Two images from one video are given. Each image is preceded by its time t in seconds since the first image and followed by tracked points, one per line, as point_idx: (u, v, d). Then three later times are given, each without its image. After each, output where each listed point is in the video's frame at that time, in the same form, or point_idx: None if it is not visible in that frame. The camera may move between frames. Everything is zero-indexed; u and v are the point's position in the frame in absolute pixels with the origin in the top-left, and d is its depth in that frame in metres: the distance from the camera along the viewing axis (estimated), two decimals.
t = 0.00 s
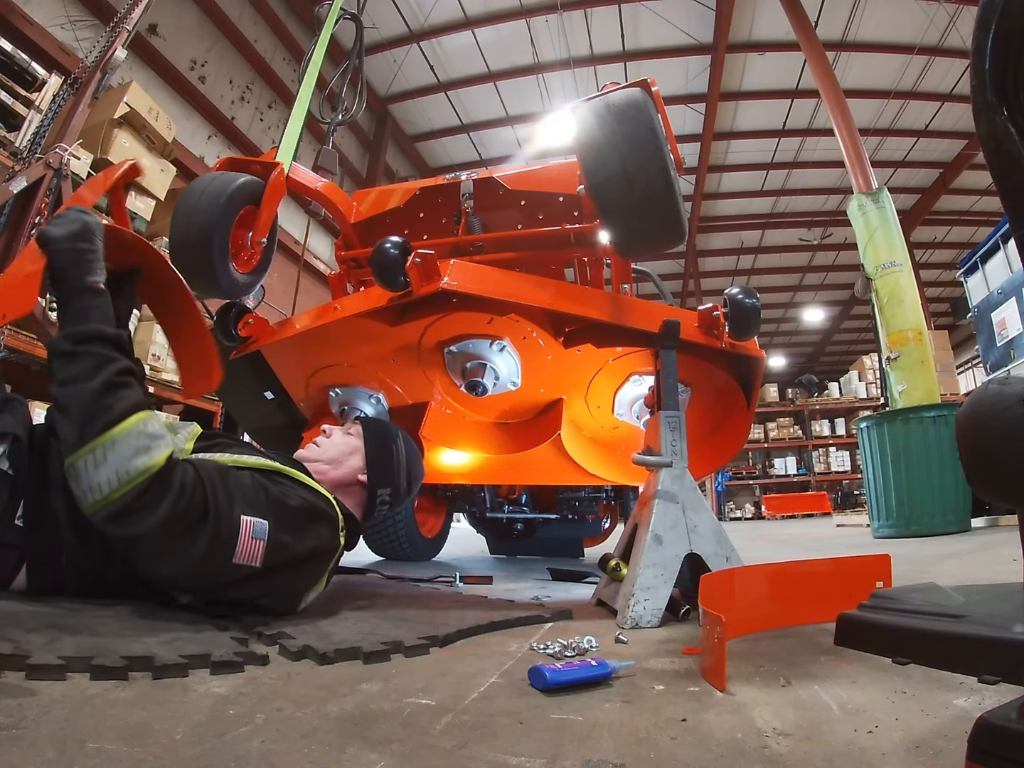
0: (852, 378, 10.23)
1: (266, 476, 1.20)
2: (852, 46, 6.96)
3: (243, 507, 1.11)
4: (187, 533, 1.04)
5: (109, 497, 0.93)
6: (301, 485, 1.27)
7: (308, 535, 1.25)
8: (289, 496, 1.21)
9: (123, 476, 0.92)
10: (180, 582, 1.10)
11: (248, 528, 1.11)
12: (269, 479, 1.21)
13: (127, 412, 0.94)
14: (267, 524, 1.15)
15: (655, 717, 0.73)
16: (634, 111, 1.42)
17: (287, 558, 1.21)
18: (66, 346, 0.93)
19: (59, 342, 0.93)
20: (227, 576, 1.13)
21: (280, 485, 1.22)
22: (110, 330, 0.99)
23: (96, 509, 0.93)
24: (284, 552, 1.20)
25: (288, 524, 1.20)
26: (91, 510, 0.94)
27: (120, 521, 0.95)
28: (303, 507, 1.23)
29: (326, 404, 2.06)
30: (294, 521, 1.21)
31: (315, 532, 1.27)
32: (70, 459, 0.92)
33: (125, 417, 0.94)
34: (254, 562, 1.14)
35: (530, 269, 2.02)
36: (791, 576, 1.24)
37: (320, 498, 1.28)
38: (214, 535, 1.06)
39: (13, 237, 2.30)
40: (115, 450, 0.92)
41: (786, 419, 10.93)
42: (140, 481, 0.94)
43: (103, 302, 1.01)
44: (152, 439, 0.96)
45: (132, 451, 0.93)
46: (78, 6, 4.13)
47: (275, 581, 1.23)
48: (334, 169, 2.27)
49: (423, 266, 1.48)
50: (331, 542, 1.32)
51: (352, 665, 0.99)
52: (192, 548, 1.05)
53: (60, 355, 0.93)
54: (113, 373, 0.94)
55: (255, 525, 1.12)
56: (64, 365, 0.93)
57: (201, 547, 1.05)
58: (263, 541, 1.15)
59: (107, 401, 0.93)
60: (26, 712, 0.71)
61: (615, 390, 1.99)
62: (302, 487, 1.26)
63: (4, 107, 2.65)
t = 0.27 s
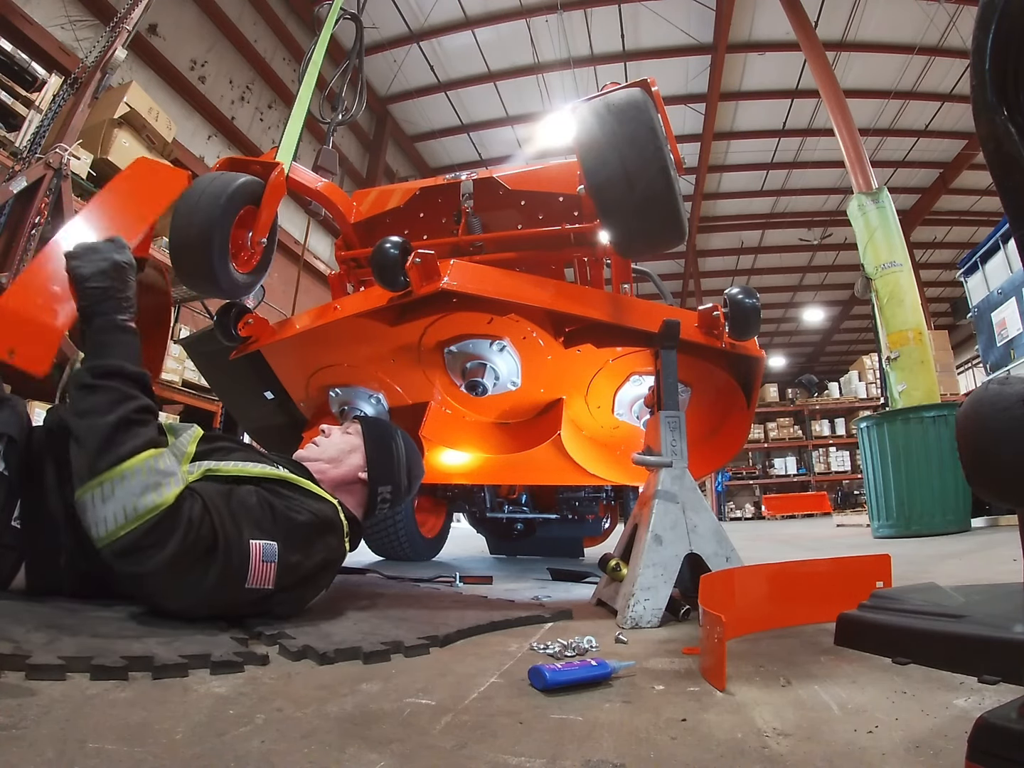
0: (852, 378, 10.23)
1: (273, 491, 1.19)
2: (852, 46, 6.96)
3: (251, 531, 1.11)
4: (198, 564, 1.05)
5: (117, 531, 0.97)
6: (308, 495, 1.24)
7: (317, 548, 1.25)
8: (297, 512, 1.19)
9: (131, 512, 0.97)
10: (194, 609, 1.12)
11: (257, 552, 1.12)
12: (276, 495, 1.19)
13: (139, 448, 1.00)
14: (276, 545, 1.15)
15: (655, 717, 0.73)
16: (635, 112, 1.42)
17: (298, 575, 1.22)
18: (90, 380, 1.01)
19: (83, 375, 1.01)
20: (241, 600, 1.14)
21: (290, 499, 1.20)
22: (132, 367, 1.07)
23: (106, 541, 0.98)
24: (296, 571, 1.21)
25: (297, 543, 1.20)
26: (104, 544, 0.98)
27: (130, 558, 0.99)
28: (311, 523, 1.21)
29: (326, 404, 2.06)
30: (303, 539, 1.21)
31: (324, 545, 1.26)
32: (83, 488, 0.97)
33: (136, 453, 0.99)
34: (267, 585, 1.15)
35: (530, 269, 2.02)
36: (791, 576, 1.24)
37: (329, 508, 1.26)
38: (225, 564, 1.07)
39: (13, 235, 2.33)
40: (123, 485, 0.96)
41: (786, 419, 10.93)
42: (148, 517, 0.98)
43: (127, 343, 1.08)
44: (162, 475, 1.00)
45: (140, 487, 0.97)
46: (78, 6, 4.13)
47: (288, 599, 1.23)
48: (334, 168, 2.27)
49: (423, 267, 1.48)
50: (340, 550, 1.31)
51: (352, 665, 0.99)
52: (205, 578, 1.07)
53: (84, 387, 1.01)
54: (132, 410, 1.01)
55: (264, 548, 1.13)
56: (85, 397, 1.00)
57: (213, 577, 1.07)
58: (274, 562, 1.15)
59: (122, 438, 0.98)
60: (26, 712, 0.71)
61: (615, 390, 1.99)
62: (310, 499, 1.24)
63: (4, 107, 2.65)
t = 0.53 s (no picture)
0: (852, 378, 10.23)
1: (272, 486, 1.20)
2: (852, 45, 6.96)
3: (251, 523, 1.11)
4: (196, 551, 1.04)
5: (117, 518, 0.96)
6: (308, 494, 1.26)
7: (316, 545, 1.25)
8: (296, 506, 1.20)
9: (130, 497, 0.96)
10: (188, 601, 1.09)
11: (257, 543, 1.11)
12: (276, 490, 1.20)
13: (142, 437, 1.01)
14: (275, 538, 1.15)
15: (655, 717, 0.73)
16: (635, 111, 1.42)
17: (297, 569, 1.21)
18: (95, 376, 1.04)
19: (90, 372, 1.05)
20: (238, 591, 1.12)
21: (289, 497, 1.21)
22: (139, 365, 1.13)
23: (106, 528, 0.97)
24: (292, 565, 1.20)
25: (296, 537, 1.20)
26: (103, 530, 0.97)
27: (128, 545, 0.98)
28: (310, 518, 1.22)
29: (326, 404, 2.05)
30: (302, 532, 1.21)
31: (323, 541, 1.27)
32: (84, 478, 0.98)
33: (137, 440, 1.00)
34: (265, 577, 1.14)
35: (530, 269, 2.02)
36: (791, 576, 1.24)
37: (327, 505, 1.27)
38: (224, 552, 1.06)
39: (14, 235, 2.32)
40: (125, 470, 0.97)
41: (786, 419, 10.93)
42: (148, 502, 0.97)
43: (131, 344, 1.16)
44: (163, 464, 1.01)
45: (140, 473, 0.98)
46: (78, 7, 4.13)
47: (285, 593, 1.23)
48: (334, 169, 2.27)
49: (423, 266, 1.48)
50: (338, 549, 1.31)
51: (352, 664, 0.99)
52: (202, 565, 1.05)
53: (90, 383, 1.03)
54: (136, 401, 1.04)
55: (263, 539, 1.12)
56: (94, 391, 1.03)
57: (211, 565, 1.05)
58: (273, 554, 1.15)
59: (125, 425, 1.01)
60: (26, 711, 0.71)
61: (615, 390, 1.99)
62: (309, 497, 1.25)
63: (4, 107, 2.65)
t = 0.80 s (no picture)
0: (852, 378, 10.23)
1: (273, 487, 1.19)
2: (852, 45, 6.96)
3: (253, 523, 1.11)
4: (198, 551, 1.04)
5: (121, 519, 0.97)
6: (309, 495, 1.25)
7: (317, 544, 1.25)
8: (297, 507, 1.20)
9: (131, 498, 0.97)
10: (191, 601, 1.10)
11: (259, 543, 1.11)
12: (277, 490, 1.19)
13: (140, 437, 1.01)
14: (277, 538, 1.15)
15: (655, 717, 0.73)
16: (635, 111, 1.42)
17: (298, 568, 1.21)
18: (92, 379, 1.05)
19: (86, 375, 1.05)
20: (240, 592, 1.12)
21: (291, 497, 1.21)
22: (134, 366, 1.13)
23: (107, 531, 0.98)
24: (294, 564, 1.20)
25: (298, 538, 1.19)
26: (105, 533, 0.98)
27: (133, 545, 0.98)
28: (312, 518, 1.22)
29: (326, 404, 2.05)
30: (303, 532, 1.20)
31: (325, 541, 1.26)
32: (85, 480, 0.99)
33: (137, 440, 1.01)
34: (267, 577, 1.14)
35: (530, 269, 2.02)
36: (791, 576, 1.24)
37: (329, 505, 1.27)
38: (226, 553, 1.06)
39: (14, 235, 2.32)
40: (125, 472, 0.97)
41: (786, 419, 10.93)
42: (149, 503, 0.98)
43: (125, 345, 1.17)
44: (163, 463, 1.01)
45: (141, 474, 0.98)
46: (78, 6, 4.13)
47: (288, 593, 1.23)
48: (334, 169, 2.27)
49: (423, 267, 1.48)
50: (340, 549, 1.31)
51: (352, 664, 0.99)
52: (204, 565, 1.05)
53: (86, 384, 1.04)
54: (132, 402, 1.05)
55: (265, 539, 1.12)
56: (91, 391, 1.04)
57: (213, 565, 1.06)
58: (275, 554, 1.14)
59: (123, 426, 1.01)
60: (26, 712, 0.71)
61: (615, 390, 1.99)
62: (310, 497, 1.24)
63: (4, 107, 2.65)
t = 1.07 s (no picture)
0: (852, 378, 10.23)
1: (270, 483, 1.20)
2: (852, 46, 6.96)
3: (252, 518, 1.11)
4: (196, 543, 1.04)
5: (114, 508, 0.96)
6: (310, 495, 1.25)
7: (318, 541, 1.25)
8: (297, 502, 1.20)
9: (124, 487, 0.96)
10: (188, 598, 1.08)
11: (258, 538, 1.11)
12: (275, 486, 1.20)
13: (130, 430, 1.01)
14: (276, 532, 1.15)
15: (655, 717, 0.73)
16: (635, 111, 1.42)
17: (299, 564, 1.21)
18: (80, 382, 1.02)
19: (72, 380, 1.02)
20: (240, 589, 1.12)
21: (289, 493, 1.21)
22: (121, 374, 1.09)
23: (102, 526, 0.97)
24: (294, 561, 1.20)
25: (298, 535, 1.19)
26: (99, 528, 0.97)
27: (127, 538, 0.97)
28: (312, 515, 1.21)
29: (326, 404, 2.05)
30: (303, 526, 1.20)
31: (325, 540, 1.26)
32: (78, 478, 0.98)
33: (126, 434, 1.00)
34: (266, 572, 1.14)
35: (530, 269, 2.02)
36: (791, 576, 1.24)
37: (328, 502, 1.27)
38: (223, 545, 1.06)
39: (13, 235, 2.33)
40: (116, 463, 0.96)
41: (786, 419, 10.93)
42: (141, 492, 0.97)
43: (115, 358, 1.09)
44: (153, 454, 1.01)
45: (133, 463, 0.97)
46: (78, 6, 4.13)
47: (288, 591, 1.22)
48: (334, 169, 2.27)
49: (423, 266, 1.48)
50: (340, 548, 1.31)
51: (352, 664, 0.99)
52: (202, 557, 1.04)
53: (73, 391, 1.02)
54: (118, 401, 1.03)
55: (264, 532, 1.12)
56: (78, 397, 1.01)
57: (209, 559, 1.05)
58: (274, 547, 1.14)
59: (111, 423, 1.00)
60: (26, 712, 0.71)
61: (615, 391, 1.99)
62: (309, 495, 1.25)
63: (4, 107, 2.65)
